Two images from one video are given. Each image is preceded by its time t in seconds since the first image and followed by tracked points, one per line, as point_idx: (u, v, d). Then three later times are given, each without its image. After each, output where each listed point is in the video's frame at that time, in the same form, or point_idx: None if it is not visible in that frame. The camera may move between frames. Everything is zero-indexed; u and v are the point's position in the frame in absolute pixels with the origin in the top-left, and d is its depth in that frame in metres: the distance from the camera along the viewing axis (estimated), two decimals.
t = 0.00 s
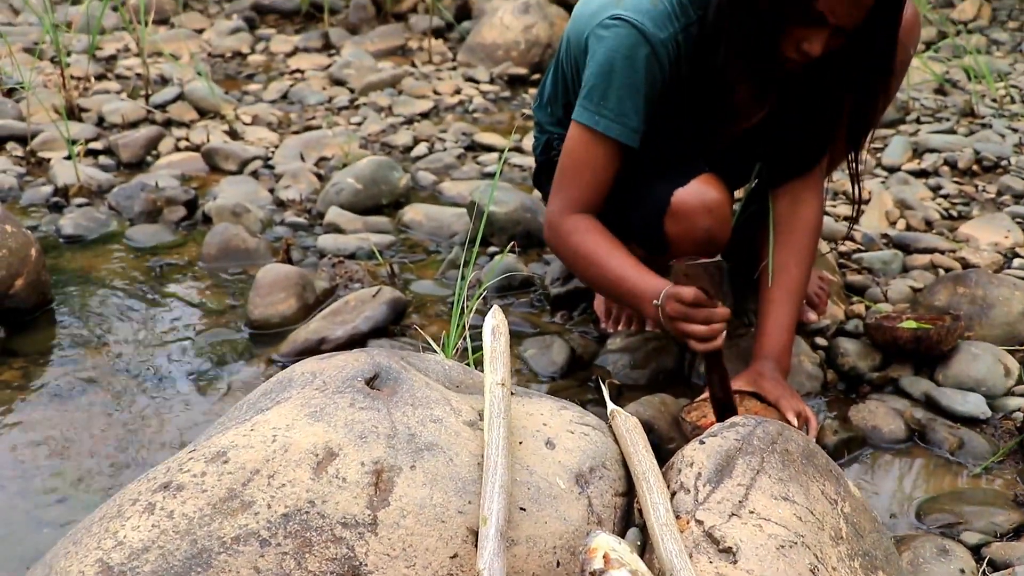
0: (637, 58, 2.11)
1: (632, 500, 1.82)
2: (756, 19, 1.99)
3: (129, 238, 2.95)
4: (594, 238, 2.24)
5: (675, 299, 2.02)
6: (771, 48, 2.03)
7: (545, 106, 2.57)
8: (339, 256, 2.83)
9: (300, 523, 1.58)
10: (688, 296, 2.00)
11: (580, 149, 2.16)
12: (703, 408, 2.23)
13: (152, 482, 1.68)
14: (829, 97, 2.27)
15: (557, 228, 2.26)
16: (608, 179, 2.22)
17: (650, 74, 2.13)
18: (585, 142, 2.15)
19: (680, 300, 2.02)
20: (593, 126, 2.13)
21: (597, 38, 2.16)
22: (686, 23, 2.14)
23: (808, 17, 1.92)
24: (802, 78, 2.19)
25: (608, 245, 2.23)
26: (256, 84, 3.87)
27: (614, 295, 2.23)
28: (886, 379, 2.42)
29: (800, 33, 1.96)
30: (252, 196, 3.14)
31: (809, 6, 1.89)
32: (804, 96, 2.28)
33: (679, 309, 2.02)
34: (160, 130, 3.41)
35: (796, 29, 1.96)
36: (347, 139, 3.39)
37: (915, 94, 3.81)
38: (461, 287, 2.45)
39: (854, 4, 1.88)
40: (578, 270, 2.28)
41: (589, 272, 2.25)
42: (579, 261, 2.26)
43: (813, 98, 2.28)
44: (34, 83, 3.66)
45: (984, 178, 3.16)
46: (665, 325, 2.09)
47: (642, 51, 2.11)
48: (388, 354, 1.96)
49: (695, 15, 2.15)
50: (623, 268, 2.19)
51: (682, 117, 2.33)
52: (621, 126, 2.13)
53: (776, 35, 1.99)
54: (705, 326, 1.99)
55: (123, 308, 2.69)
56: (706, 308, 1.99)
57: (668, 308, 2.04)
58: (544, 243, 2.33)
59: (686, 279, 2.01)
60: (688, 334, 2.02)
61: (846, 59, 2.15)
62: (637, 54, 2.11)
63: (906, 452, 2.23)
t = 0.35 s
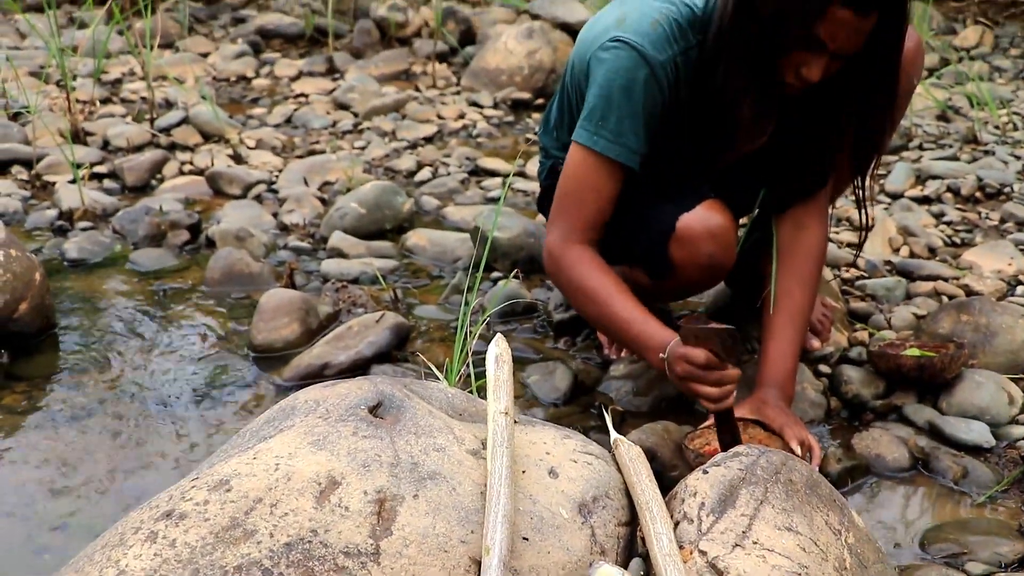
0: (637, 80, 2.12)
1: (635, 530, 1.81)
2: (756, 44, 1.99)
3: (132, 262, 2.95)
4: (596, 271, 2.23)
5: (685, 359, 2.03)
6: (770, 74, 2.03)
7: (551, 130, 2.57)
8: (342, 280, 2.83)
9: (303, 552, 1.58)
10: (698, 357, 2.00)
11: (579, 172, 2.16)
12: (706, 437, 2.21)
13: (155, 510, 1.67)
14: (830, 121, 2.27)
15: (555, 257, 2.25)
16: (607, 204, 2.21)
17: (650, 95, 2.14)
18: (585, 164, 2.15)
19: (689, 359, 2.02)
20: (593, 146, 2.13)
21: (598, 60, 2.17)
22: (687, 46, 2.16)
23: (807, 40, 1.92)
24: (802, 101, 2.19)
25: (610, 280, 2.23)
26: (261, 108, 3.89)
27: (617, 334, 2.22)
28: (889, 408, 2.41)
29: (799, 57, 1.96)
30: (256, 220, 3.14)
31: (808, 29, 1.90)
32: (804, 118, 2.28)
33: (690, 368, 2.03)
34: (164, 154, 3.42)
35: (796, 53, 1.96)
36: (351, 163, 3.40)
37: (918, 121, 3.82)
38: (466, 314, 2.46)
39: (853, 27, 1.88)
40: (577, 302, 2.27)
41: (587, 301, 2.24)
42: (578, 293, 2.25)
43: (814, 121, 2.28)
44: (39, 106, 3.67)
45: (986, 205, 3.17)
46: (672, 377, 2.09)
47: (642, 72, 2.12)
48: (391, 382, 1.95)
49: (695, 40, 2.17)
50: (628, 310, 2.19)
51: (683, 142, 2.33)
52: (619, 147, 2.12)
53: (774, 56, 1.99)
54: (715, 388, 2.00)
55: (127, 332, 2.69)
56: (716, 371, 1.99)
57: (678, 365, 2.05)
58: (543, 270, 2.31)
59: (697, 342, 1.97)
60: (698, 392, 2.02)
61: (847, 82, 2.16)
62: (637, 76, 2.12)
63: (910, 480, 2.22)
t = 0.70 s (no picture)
0: (646, 92, 2.11)
1: (638, 552, 1.81)
2: (766, 64, 1.99)
3: (137, 278, 2.95)
4: (601, 280, 2.23)
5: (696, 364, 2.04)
6: (781, 92, 2.03)
7: (556, 148, 2.57)
8: (346, 297, 2.83)
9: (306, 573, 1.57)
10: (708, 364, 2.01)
11: (586, 182, 2.15)
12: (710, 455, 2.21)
13: (157, 530, 1.67)
14: (841, 141, 2.27)
15: (558, 263, 2.25)
16: (613, 214, 2.21)
17: (660, 109, 2.13)
18: (591, 175, 2.14)
19: (700, 363, 2.03)
20: (599, 156, 2.11)
21: (607, 71, 2.16)
22: (697, 62, 2.16)
23: (817, 61, 1.92)
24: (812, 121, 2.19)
25: (615, 290, 2.23)
26: (265, 124, 3.90)
27: (621, 341, 2.22)
28: (893, 427, 2.40)
29: (809, 78, 1.96)
30: (260, 237, 3.14)
31: (819, 52, 1.90)
32: (813, 135, 2.28)
33: (699, 373, 2.03)
34: (169, 170, 3.43)
35: (806, 74, 1.96)
36: (355, 179, 3.40)
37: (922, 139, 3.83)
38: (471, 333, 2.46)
39: (865, 49, 1.88)
40: (580, 307, 2.27)
41: (590, 308, 2.25)
42: (579, 295, 2.25)
43: (824, 141, 2.28)
44: (45, 121, 3.69)
45: (991, 224, 3.17)
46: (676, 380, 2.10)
47: (652, 85, 2.11)
48: (395, 402, 1.95)
49: (704, 56, 2.17)
50: (633, 318, 2.19)
51: (689, 158, 2.33)
52: (628, 159, 2.11)
53: (785, 77, 1.99)
54: (721, 396, 2.00)
55: (130, 348, 2.69)
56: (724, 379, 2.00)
57: (686, 368, 2.06)
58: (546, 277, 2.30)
59: (711, 348, 1.94)
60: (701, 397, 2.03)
61: (856, 104, 2.16)
62: (647, 88, 2.11)
63: (914, 501, 2.21)
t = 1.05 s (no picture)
0: (655, 109, 2.10)
1: None
2: (772, 89, 1.99)
3: (140, 297, 2.96)
4: (605, 286, 2.22)
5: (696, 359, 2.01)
6: (787, 118, 2.03)
7: (561, 168, 2.57)
8: (350, 317, 2.83)
9: None
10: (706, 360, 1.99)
11: (594, 199, 2.15)
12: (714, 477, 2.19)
13: (160, 555, 1.66)
14: (848, 165, 2.28)
15: (564, 276, 2.24)
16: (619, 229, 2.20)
17: (667, 128, 2.12)
18: (599, 192, 2.14)
19: (700, 360, 2.01)
20: (610, 175, 2.11)
21: (614, 90, 2.16)
22: (704, 80, 2.15)
23: (826, 88, 1.92)
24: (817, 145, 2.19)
25: (620, 294, 2.22)
26: (269, 142, 3.91)
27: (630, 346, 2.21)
28: (899, 449, 2.39)
29: (816, 104, 1.96)
30: (264, 256, 3.14)
31: (827, 78, 1.90)
32: (817, 161, 2.27)
33: (699, 369, 2.00)
34: (174, 189, 3.43)
35: (814, 101, 1.96)
36: (360, 199, 3.40)
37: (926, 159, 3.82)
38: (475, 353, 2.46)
39: (871, 76, 1.88)
40: (588, 316, 2.26)
41: (598, 317, 2.24)
42: (586, 302, 2.24)
43: (830, 165, 2.29)
44: (50, 140, 3.69)
45: (996, 244, 3.17)
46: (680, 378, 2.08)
47: (661, 102, 2.11)
48: (399, 426, 1.94)
49: (712, 74, 2.16)
50: (640, 321, 2.18)
51: (694, 178, 2.32)
52: (637, 177, 2.11)
53: (792, 104, 1.99)
54: (716, 393, 1.97)
55: (134, 367, 2.69)
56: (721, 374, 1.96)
57: (688, 364, 2.03)
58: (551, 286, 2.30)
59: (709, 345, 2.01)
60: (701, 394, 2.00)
61: (861, 131, 2.16)
62: (656, 105, 2.10)
63: (920, 524, 2.19)
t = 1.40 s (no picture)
0: (665, 141, 2.11)
1: None
2: (782, 119, 1.99)
3: (151, 320, 2.96)
4: (618, 326, 2.18)
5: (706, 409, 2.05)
6: (798, 148, 2.03)
7: (569, 195, 2.57)
8: (359, 341, 2.83)
9: None
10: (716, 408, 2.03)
11: (608, 232, 2.13)
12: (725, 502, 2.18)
13: None
14: (857, 195, 2.28)
15: (579, 313, 2.21)
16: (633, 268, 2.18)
17: (677, 160, 2.13)
18: (614, 226, 2.12)
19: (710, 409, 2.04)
20: (622, 210, 2.10)
21: (622, 122, 2.16)
22: (712, 110, 2.16)
23: (836, 118, 1.93)
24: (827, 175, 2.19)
25: (633, 336, 2.19)
26: (279, 165, 3.92)
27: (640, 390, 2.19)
28: (911, 475, 2.37)
29: (827, 134, 1.96)
30: (274, 279, 3.14)
31: (838, 106, 1.90)
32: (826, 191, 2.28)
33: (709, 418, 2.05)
34: (184, 212, 3.44)
35: (825, 131, 1.96)
36: (369, 222, 3.40)
37: (936, 182, 3.82)
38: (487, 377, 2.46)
39: (882, 106, 1.89)
40: (599, 358, 2.22)
41: (611, 360, 2.20)
42: (597, 345, 2.20)
43: (840, 194, 2.29)
44: (61, 163, 3.71)
45: (1007, 267, 3.16)
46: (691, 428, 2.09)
47: (671, 134, 2.11)
48: (409, 454, 1.93)
49: (719, 105, 2.17)
50: (653, 365, 2.15)
51: (703, 207, 2.33)
52: (650, 210, 2.10)
53: (802, 135, 2.00)
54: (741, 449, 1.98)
55: (143, 391, 2.69)
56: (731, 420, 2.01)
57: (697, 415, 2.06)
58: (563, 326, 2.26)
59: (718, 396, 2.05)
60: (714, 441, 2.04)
61: (872, 160, 2.16)
62: (666, 137, 2.11)
63: (933, 551, 2.17)
